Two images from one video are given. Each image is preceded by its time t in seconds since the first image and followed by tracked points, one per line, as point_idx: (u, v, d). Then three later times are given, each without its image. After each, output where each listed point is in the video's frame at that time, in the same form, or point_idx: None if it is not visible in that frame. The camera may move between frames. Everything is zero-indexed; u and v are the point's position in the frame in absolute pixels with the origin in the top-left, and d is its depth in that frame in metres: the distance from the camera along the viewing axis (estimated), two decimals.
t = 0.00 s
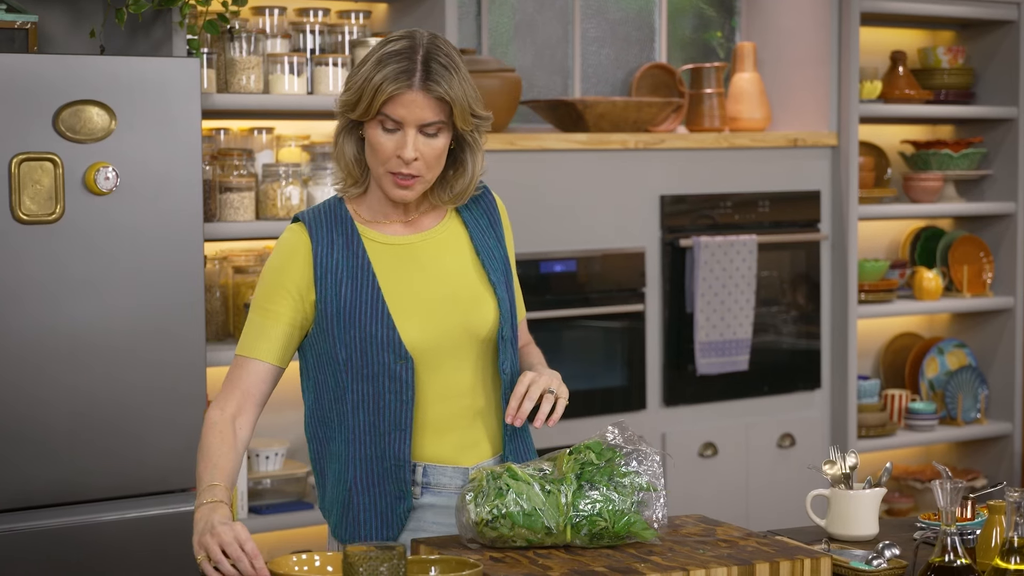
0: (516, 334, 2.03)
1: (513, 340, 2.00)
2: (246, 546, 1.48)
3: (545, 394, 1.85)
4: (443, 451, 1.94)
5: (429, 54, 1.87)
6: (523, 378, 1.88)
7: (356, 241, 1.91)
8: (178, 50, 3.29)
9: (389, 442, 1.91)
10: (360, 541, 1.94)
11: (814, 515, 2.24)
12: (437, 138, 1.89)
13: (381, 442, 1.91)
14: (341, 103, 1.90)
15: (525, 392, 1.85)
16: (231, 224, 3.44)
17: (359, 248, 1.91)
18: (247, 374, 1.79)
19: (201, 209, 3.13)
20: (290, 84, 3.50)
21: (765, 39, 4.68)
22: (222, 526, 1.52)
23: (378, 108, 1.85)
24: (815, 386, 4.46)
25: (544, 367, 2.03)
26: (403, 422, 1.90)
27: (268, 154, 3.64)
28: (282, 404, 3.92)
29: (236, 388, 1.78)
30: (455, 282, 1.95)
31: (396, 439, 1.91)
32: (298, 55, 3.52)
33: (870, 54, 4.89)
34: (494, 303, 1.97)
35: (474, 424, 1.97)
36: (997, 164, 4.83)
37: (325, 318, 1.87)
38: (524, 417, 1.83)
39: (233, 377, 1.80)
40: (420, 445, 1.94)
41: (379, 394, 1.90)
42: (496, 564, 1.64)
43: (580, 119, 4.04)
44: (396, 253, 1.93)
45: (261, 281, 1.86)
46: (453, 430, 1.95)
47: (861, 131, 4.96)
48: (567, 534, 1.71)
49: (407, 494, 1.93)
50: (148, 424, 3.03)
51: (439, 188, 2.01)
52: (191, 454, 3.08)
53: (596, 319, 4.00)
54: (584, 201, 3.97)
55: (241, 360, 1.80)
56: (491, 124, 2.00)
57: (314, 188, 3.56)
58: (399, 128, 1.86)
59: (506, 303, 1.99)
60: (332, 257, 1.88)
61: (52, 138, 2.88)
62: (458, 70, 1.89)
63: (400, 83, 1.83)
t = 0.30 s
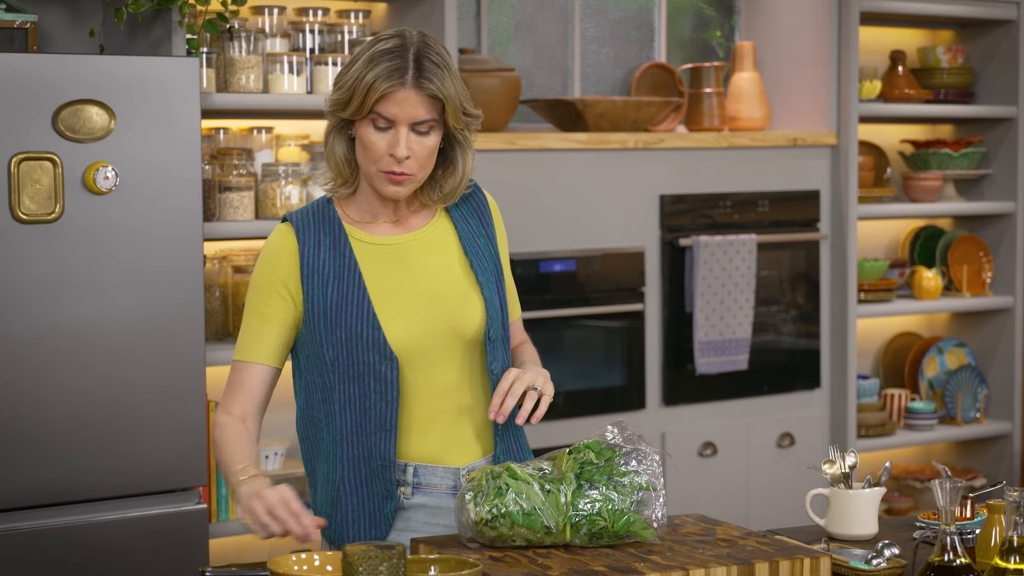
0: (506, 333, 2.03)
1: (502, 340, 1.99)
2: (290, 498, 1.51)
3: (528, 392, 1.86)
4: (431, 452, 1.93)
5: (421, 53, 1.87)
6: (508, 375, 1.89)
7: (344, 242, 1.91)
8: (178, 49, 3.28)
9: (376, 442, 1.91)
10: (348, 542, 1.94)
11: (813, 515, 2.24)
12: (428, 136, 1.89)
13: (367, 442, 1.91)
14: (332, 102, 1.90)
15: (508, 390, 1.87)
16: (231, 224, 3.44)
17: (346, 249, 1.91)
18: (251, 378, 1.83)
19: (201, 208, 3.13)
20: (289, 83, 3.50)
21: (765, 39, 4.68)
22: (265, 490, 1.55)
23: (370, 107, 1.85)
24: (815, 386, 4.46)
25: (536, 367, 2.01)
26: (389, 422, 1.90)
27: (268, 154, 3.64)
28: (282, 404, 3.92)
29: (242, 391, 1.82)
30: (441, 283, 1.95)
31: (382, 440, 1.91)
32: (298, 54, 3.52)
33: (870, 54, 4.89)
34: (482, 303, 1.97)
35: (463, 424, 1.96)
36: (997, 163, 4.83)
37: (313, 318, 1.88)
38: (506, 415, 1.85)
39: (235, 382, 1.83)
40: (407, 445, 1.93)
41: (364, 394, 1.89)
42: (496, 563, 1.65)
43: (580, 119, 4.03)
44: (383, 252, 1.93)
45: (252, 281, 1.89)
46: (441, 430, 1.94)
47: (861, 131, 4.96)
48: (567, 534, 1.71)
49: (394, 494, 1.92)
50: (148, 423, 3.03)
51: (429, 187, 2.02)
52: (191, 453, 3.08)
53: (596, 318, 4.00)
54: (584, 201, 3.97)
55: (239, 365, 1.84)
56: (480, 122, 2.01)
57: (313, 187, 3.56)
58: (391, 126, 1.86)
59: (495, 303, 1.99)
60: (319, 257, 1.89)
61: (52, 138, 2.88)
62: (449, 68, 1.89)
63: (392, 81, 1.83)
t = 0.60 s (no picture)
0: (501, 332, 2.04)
1: (498, 339, 2.00)
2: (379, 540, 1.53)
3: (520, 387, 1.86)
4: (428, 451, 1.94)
5: (413, 50, 1.87)
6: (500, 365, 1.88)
7: (345, 241, 1.90)
8: (178, 49, 3.28)
9: (375, 441, 1.91)
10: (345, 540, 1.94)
11: (813, 514, 2.24)
12: (423, 133, 1.89)
13: (366, 441, 1.91)
14: (326, 103, 1.90)
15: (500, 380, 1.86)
16: (231, 223, 3.44)
17: (347, 248, 1.90)
18: (291, 379, 1.84)
19: (201, 207, 3.13)
20: (289, 82, 3.50)
21: (765, 38, 4.68)
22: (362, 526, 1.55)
23: (363, 106, 1.85)
24: (815, 385, 4.46)
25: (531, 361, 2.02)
26: (389, 421, 1.90)
27: (268, 153, 3.65)
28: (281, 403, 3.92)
29: (286, 394, 1.83)
30: (441, 282, 1.95)
31: (382, 438, 1.91)
32: (298, 53, 3.52)
33: (870, 52, 4.89)
34: (480, 302, 1.98)
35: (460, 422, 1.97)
36: (997, 162, 4.83)
37: (314, 317, 1.87)
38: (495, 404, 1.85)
39: (273, 386, 1.84)
40: (406, 444, 1.94)
41: (365, 393, 1.89)
42: (496, 562, 1.65)
43: (580, 118, 4.03)
44: (382, 251, 1.93)
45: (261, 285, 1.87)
46: (439, 429, 1.94)
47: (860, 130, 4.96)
48: (567, 533, 1.71)
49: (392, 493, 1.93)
50: (147, 422, 3.03)
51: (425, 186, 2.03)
52: (191, 452, 3.08)
53: (596, 317, 4.00)
54: (584, 200, 3.97)
55: (274, 367, 1.84)
56: (475, 119, 2.01)
57: (313, 186, 3.56)
58: (385, 124, 1.86)
59: (493, 302, 1.99)
60: (321, 255, 1.88)
61: (52, 137, 2.88)
62: (442, 65, 1.89)
63: (384, 78, 1.83)
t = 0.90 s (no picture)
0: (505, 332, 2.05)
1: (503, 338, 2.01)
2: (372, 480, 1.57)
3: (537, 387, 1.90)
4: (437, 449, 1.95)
5: (416, 49, 1.87)
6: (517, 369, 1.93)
7: (352, 239, 1.90)
8: (178, 48, 3.27)
9: (388, 439, 1.90)
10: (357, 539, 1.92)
11: (813, 513, 2.24)
12: (426, 132, 1.89)
13: (379, 439, 1.89)
14: (330, 101, 1.90)
15: (517, 382, 1.90)
16: (231, 222, 3.44)
17: (355, 246, 1.90)
18: (283, 378, 1.85)
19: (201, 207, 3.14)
20: (289, 81, 3.50)
21: (765, 37, 4.68)
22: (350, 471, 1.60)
23: (365, 104, 1.85)
24: (815, 384, 4.46)
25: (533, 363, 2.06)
26: (402, 419, 1.89)
27: (267, 152, 3.66)
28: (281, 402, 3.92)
29: (277, 391, 1.84)
30: (449, 280, 1.95)
31: (395, 436, 1.90)
32: (298, 52, 3.52)
33: (871, 51, 4.89)
34: (487, 301, 1.98)
35: (468, 420, 1.97)
36: (996, 161, 4.83)
37: (323, 315, 1.86)
38: (514, 405, 1.88)
39: (264, 386, 1.84)
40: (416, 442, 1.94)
41: (377, 391, 1.88)
42: (496, 561, 1.65)
43: (580, 117, 4.03)
44: (391, 250, 1.93)
45: (262, 286, 1.87)
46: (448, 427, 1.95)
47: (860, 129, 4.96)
48: (566, 532, 1.71)
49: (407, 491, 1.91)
50: (147, 421, 3.03)
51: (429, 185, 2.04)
52: (190, 452, 3.08)
53: (596, 317, 4.00)
54: (584, 199, 3.97)
55: (266, 370, 1.84)
56: (481, 118, 2.02)
57: (313, 185, 3.56)
58: (388, 123, 1.86)
59: (499, 301, 2.00)
60: (330, 254, 1.87)
61: (52, 136, 2.88)
62: (446, 64, 1.89)
63: (386, 77, 1.83)
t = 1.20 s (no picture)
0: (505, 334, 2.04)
1: (501, 340, 2.00)
2: (284, 497, 1.55)
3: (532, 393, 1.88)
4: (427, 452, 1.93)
5: (434, 50, 1.87)
6: (512, 373, 1.91)
7: (345, 239, 1.92)
8: (178, 46, 3.26)
9: (372, 439, 1.91)
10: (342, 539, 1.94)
11: (812, 512, 2.24)
12: (444, 133, 1.90)
13: (363, 439, 1.91)
14: (347, 103, 1.89)
15: (510, 386, 1.88)
16: (231, 221, 3.45)
17: (347, 247, 1.92)
18: (230, 364, 1.83)
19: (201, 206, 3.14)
20: (289, 80, 3.50)
21: (765, 36, 4.67)
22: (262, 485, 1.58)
23: (390, 108, 1.85)
24: (815, 382, 4.46)
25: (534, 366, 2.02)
26: (385, 420, 1.90)
27: (267, 151, 3.64)
28: (283, 400, 3.92)
29: (220, 375, 1.83)
30: (441, 282, 1.95)
31: (379, 437, 1.90)
32: (297, 51, 3.52)
33: (871, 50, 4.88)
34: (481, 303, 1.98)
35: (461, 423, 1.96)
36: (997, 160, 4.83)
37: (310, 313, 1.89)
38: (509, 410, 1.86)
39: (216, 369, 1.84)
40: (404, 444, 1.93)
41: (362, 392, 1.90)
42: (496, 560, 1.65)
43: (580, 116, 4.03)
44: (382, 251, 1.94)
45: (245, 278, 1.88)
46: (439, 430, 1.94)
47: (860, 128, 4.96)
48: (566, 531, 1.71)
49: (390, 492, 1.92)
50: (147, 421, 3.03)
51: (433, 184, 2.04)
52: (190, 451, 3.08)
53: (596, 315, 4.00)
54: (583, 198, 3.97)
55: (225, 356, 1.84)
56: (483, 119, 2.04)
57: (313, 184, 3.56)
58: (410, 125, 1.87)
59: (494, 303, 1.99)
60: (320, 254, 1.90)
61: (51, 135, 2.88)
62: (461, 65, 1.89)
63: (413, 80, 1.83)
